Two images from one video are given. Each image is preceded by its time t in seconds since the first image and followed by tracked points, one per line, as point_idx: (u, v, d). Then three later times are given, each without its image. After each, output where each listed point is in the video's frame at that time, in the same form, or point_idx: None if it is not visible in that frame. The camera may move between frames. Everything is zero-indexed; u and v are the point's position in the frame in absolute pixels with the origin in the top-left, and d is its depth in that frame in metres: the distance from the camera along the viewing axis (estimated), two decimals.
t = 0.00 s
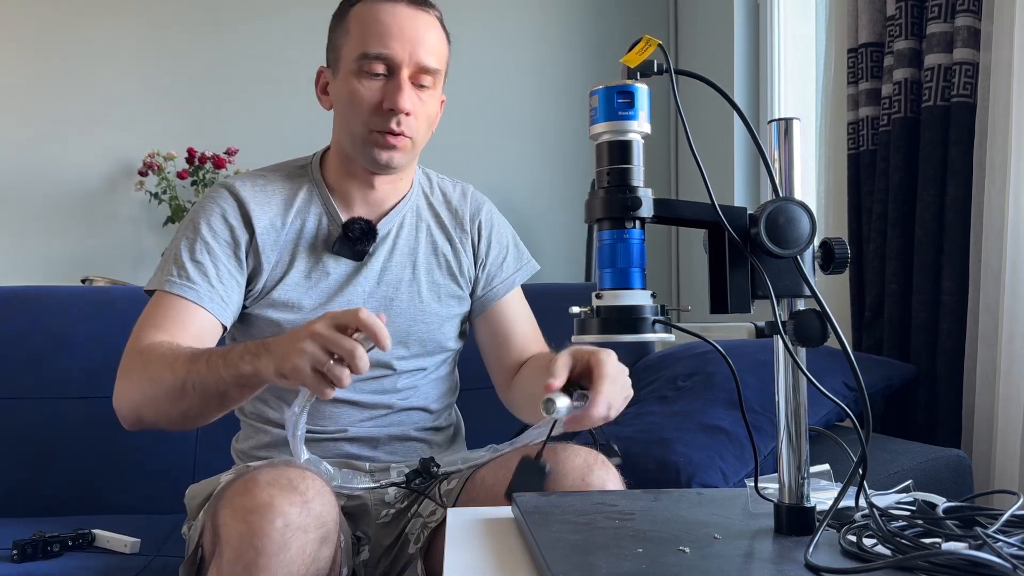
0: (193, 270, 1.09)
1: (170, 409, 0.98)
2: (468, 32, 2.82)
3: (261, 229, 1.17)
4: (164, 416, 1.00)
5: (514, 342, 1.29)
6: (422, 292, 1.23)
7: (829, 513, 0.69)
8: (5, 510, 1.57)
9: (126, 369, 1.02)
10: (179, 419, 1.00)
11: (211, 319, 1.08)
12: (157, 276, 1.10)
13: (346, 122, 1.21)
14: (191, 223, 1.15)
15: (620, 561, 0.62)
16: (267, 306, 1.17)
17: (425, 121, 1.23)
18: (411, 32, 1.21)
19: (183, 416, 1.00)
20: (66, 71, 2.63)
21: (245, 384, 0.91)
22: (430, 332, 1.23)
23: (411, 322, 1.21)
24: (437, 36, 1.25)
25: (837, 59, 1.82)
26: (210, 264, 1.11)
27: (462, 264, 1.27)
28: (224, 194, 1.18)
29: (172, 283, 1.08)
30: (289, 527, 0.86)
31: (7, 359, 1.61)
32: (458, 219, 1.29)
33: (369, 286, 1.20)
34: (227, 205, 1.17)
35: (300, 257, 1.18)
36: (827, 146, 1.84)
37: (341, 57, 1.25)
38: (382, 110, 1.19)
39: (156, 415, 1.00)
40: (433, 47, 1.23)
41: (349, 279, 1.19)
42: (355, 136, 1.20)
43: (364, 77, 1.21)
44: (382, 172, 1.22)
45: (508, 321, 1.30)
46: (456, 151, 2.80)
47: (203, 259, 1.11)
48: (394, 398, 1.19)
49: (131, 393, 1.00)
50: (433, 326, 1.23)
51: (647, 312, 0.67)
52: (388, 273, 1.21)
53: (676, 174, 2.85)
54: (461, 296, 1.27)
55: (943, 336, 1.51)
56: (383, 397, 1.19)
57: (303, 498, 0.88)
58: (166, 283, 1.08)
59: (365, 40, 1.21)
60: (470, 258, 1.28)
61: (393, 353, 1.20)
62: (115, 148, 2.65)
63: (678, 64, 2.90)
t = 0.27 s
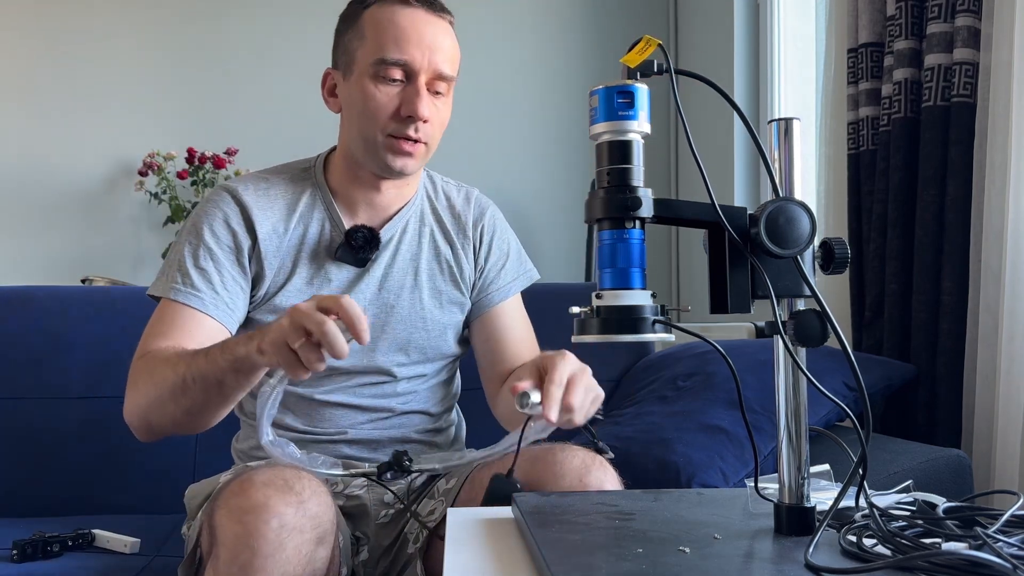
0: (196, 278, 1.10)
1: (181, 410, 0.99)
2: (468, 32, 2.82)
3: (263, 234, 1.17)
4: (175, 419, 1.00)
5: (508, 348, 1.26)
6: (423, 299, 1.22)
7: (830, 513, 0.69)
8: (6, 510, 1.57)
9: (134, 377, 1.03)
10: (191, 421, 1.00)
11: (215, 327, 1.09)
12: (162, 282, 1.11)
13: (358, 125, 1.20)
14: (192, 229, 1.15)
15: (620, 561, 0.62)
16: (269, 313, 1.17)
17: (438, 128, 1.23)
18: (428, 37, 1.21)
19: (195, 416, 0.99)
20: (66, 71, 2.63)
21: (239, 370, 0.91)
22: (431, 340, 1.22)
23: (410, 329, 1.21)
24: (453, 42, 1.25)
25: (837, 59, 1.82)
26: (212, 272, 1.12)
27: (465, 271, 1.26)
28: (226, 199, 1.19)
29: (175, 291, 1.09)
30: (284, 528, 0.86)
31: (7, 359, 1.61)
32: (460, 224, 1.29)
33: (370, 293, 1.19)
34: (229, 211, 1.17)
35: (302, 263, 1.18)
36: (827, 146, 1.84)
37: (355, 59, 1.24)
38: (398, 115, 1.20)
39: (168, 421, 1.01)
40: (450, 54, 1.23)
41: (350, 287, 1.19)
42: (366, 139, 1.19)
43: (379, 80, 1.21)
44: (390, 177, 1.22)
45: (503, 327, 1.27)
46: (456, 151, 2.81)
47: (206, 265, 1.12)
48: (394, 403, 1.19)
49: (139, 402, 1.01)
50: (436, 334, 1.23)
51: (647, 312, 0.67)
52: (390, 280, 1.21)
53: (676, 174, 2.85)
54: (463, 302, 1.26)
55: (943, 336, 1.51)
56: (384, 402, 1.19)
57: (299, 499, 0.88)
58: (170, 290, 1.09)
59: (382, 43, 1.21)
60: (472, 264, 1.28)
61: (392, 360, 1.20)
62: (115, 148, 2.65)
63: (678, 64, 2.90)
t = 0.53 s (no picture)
0: (213, 284, 1.10)
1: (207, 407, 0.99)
2: (468, 32, 2.82)
3: (272, 242, 1.17)
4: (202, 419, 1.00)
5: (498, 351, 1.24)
6: (425, 310, 1.22)
7: (830, 513, 0.69)
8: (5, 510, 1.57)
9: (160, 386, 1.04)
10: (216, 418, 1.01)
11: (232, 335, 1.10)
12: (177, 289, 1.11)
13: (366, 127, 1.21)
14: (202, 233, 1.15)
15: (620, 561, 0.62)
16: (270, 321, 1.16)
17: (447, 127, 1.23)
18: (433, 39, 1.22)
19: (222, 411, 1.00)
20: (66, 71, 2.63)
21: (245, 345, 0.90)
22: (431, 350, 1.21)
23: (410, 340, 1.20)
24: (457, 45, 1.26)
25: (837, 59, 1.82)
26: (228, 278, 1.12)
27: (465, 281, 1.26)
28: (233, 205, 1.18)
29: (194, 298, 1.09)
30: (262, 527, 0.86)
31: (7, 359, 1.61)
32: (460, 234, 1.28)
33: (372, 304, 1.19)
34: (239, 216, 1.17)
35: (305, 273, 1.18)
36: (827, 146, 1.84)
37: (361, 63, 1.25)
38: (405, 113, 1.20)
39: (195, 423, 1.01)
40: (455, 55, 1.24)
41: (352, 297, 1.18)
42: (373, 139, 1.19)
43: (386, 82, 1.21)
44: (398, 178, 1.21)
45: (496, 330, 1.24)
46: (456, 151, 2.81)
47: (221, 272, 1.12)
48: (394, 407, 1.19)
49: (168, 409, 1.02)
50: (437, 344, 1.22)
51: (647, 312, 0.67)
52: (392, 290, 1.21)
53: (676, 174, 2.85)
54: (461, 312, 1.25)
55: (943, 336, 1.51)
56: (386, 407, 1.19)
57: (276, 498, 0.88)
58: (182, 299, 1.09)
59: (388, 45, 1.22)
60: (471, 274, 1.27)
61: (393, 370, 1.19)
62: (115, 148, 2.65)
63: (678, 63, 2.90)
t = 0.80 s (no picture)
0: (243, 290, 1.12)
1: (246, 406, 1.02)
2: (468, 31, 2.82)
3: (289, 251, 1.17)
4: (244, 420, 1.03)
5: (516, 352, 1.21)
6: (432, 320, 1.19)
7: (830, 513, 0.69)
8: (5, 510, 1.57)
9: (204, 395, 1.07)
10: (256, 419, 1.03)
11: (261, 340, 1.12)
12: (202, 303, 1.12)
13: (366, 129, 1.19)
14: (216, 241, 1.15)
15: (620, 561, 0.62)
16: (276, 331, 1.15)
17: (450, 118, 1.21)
18: (422, 30, 1.20)
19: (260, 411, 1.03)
20: (66, 71, 2.63)
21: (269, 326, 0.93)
22: (439, 360, 1.19)
23: (419, 351, 1.17)
24: (448, 34, 1.23)
25: (836, 59, 1.82)
26: (255, 283, 1.13)
27: (472, 290, 1.24)
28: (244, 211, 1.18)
29: (224, 308, 1.11)
30: (217, 527, 0.85)
31: (7, 359, 1.62)
32: (465, 241, 1.26)
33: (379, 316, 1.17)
34: (251, 224, 1.17)
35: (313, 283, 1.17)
36: (827, 146, 1.84)
37: (354, 65, 1.24)
38: (404, 107, 1.18)
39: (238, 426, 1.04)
40: (447, 44, 1.22)
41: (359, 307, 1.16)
42: (377, 139, 1.19)
43: (381, 81, 1.19)
44: (405, 176, 1.20)
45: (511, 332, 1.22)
46: (457, 151, 2.81)
47: (246, 278, 1.13)
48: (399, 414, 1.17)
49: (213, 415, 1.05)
50: (446, 355, 1.20)
51: (647, 312, 0.67)
52: (400, 301, 1.17)
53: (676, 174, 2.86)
54: (469, 320, 1.24)
55: (943, 335, 1.51)
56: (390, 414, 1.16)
57: (231, 498, 0.88)
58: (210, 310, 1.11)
59: (378, 43, 1.20)
60: (478, 282, 1.26)
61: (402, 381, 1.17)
62: (115, 148, 2.65)
63: (678, 63, 2.91)
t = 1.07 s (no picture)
0: (240, 298, 1.13)
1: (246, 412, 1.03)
2: (468, 31, 2.82)
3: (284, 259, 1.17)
4: (243, 428, 1.04)
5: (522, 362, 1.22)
6: (435, 327, 1.20)
7: (830, 514, 0.69)
8: (5, 509, 1.57)
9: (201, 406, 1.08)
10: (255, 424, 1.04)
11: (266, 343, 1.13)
12: (198, 308, 1.13)
13: (356, 152, 1.14)
14: (212, 247, 1.15)
15: (620, 561, 0.62)
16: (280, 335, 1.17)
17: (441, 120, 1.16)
18: (391, 35, 1.13)
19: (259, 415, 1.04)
20: (67, 71, 2.63)
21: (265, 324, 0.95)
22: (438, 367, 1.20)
23: (423, 359, 1.19)
24: (418, 29, 1.16)
25: (837, 60, 1.82)
26: (253, 289, 1.14)
27: (477, 293, 1.24)
28: (238, 219, 1.18)
29: (223, 315, 1.12)
30: (232, 534, 0.84)
31: (7, 359, 1.62)
32: (467, 241, 1.25)
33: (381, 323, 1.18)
34: (247, 231, 1.17)
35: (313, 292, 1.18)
36: (827, 146, 1.84)
37: (328, 86, 1.17)
38: (395, 123, 1.12)
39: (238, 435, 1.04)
40: (418, 42, 1.15)
41: (362, 315, 1.18)
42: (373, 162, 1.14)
43: (362, 100, 1.13)
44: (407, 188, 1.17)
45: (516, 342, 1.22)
46: (457, 151, 2.81)
47: (244, 285, 1.14)
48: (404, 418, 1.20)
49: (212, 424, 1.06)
50: (451, 360, 1.21)
51: (647, 312, 0.67)
52: (401, 308, 1.19)
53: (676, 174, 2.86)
54: (473, 323, 1.24)
55: (943, 336, 1.51)
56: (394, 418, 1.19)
57: (247, 503, 0.88)
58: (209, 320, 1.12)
59: (350, 60, 1.13)
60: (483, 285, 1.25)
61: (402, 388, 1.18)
62: (115, 148, 2.65)
63: (678, 63, 2.91)
